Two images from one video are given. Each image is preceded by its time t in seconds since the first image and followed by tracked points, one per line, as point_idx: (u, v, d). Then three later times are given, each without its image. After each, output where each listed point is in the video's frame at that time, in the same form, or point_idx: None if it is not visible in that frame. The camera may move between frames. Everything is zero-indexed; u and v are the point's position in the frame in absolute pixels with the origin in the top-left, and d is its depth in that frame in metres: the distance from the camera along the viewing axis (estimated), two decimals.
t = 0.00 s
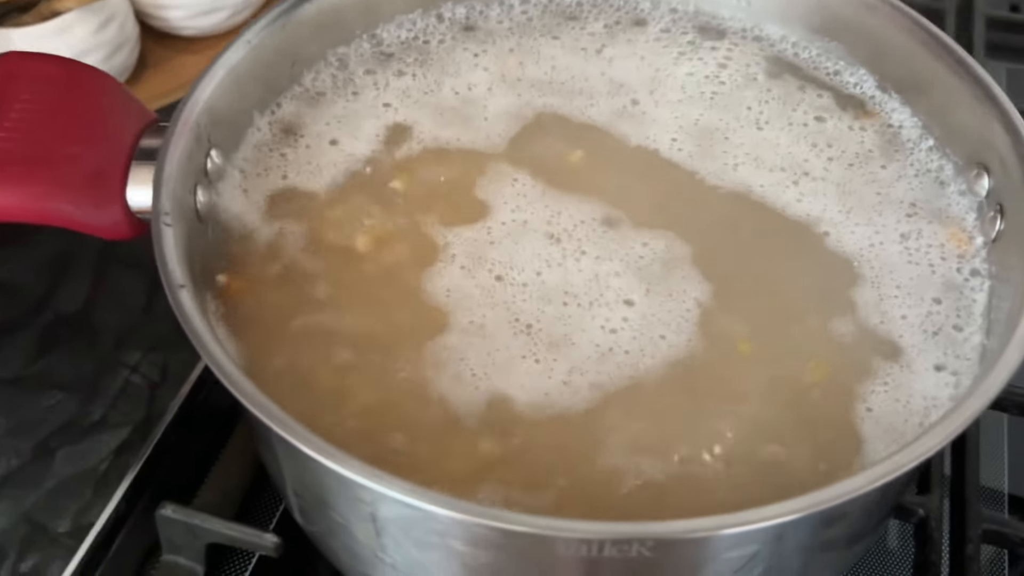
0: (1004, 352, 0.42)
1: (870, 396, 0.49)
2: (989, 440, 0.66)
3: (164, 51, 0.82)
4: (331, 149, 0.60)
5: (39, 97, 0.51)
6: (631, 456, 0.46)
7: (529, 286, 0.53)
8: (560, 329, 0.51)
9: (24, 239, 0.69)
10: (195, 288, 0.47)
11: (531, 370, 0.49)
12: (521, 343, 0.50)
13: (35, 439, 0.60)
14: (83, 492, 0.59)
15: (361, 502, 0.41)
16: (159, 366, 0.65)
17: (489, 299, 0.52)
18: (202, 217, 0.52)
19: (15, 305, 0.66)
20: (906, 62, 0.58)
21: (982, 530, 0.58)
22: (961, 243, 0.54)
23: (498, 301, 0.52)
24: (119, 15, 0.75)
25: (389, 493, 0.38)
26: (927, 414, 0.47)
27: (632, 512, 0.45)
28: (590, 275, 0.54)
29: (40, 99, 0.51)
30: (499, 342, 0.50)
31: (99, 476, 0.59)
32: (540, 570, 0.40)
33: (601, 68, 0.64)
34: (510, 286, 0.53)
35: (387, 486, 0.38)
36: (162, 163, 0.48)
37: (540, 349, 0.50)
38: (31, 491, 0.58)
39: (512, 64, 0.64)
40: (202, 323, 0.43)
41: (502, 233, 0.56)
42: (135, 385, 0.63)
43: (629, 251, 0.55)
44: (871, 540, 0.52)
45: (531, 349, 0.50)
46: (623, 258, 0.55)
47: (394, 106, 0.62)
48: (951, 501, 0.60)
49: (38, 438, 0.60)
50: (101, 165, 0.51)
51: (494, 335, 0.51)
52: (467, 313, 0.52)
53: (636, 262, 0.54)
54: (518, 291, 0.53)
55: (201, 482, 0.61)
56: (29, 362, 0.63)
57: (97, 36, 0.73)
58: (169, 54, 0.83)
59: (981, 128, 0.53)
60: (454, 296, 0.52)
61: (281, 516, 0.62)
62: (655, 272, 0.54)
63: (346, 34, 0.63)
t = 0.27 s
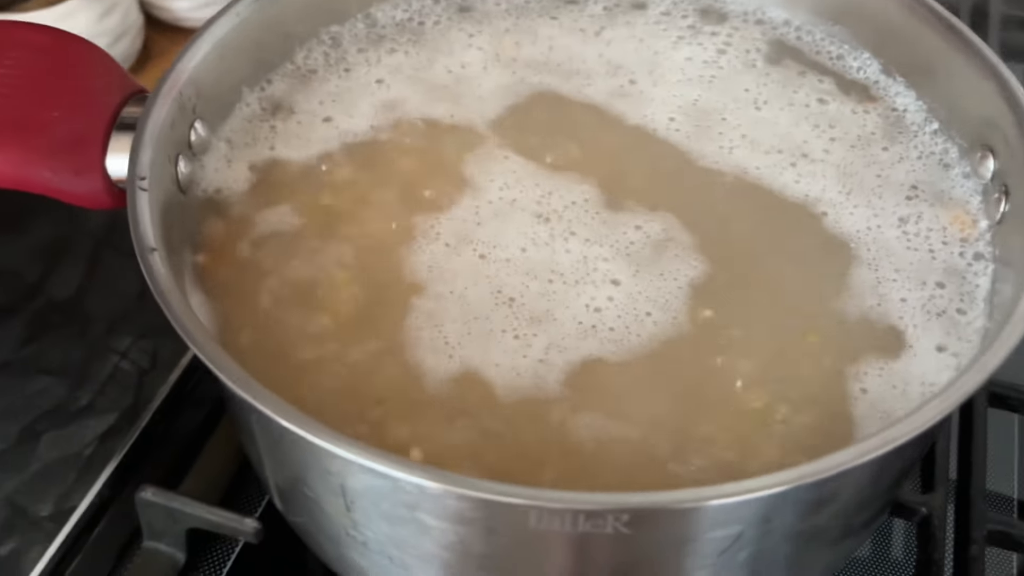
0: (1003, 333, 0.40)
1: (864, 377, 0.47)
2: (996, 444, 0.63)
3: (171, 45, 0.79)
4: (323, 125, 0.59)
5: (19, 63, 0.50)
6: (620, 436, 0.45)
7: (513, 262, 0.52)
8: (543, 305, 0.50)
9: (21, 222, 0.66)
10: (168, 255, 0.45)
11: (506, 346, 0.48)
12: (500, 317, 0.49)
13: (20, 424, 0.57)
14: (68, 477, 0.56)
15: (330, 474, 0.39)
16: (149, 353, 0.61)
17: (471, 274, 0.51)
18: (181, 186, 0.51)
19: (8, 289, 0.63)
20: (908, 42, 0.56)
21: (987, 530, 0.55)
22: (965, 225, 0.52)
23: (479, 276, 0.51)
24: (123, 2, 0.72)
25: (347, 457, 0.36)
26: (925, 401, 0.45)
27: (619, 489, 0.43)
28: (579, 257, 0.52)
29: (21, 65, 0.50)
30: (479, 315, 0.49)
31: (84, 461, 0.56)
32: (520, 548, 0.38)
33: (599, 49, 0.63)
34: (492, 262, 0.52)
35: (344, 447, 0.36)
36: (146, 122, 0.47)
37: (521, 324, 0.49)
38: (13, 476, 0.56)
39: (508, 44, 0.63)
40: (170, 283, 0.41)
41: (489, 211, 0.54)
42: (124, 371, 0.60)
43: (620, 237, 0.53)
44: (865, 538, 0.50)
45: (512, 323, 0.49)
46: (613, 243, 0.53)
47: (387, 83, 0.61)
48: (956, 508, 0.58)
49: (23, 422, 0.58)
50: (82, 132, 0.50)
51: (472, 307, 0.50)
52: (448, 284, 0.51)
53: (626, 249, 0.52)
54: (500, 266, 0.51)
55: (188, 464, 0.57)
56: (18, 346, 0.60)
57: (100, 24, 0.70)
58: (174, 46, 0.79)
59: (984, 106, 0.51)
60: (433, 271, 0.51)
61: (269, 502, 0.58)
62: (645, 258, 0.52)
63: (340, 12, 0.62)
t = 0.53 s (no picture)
0: None
1: (891, 377, 0.45)
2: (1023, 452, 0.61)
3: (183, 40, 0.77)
4: (332, 116, 0.57)
5: (25, 46, 0.49)
6: (636, 435, 0.43)
7: (530, 257, 0.50)
8: (560, 301, 0.48)
9: (28, 217, 0.65)
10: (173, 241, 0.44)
11: (520, 340, 0.47)
12: (515, 312, 0.48)
13: (23, 418, 0.56)
14: (69, 474, 0.54)
15: (336, 467, 0.38)
16: (155, 349, 0.60)
17: (485, 268, 0.50)
18: (189, 173, 0.50)
19: (13, 285, 0.62)
20: (936, 37, 0.54)
21: (1014, 542, 0.53)
22: (996, 224, 0.51)
23: (495, 272, 0.50)
24: None
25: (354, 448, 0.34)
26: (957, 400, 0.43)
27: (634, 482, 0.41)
28: (597, 252, 0.51)
29: (27, 48, 0.49)
30: (492, 309, 0.48)
31: (86, 457, 0.55)
32: (534, 546, 0.37)
33: (618, 41, 0.62)
34: (507, 257, 0.50)
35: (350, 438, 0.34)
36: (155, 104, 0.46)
37: (538, 318, 0.48)
38: (14, 471, 0.54)
39: (525, 36, 0.62)
40: (175, 268, 0.40)
41: (505, 204, 0.53)
42: (129, 367, 0.59)
43: (641, 230, 0.51)
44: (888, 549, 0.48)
45: (528, 318, 0.47)
46: (633, 238, 0.51)
47: (399, 74, 0.60)
48: (982, 519, 0.56)
49: (26, 417, 0.56)
50: (88, 117, 0.49)
51: (486, 301, 0.48)
52: (462, 275, 0.49)
53: (647, 243, 0.51)
54: (517, 261, 0.50)
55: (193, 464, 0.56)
56: (23, 340, 0.59)
57: (112, 18, 0.70)
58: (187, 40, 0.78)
59: (1016, 102, 0.49)
60: (448, 262, 0.50)
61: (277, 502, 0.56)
62: (667, 252, 0.50)
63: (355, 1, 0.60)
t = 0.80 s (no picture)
0: None
1: (904, 375, 0.44)
2: None
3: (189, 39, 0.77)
4: (337, 112, 0.57)
5: (30, 34, 0.49)
6: (642, 432, 0.42)
7: (539, 249, 0.50)
8: (565, 295, 0.48)
9: (34, 216, 0.64)
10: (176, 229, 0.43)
11: (524, 335, 0.46)
12: (518, 306, 0.47)
13: (24, 415, 0.55)
14: (69, 471, 0.53)
15: (337, 459, 0.37)
16: (158, 347, 0.59)
17: (492, 259, 0.49)
18: (193, 165, 0.49)
19: (15, 283, 0.60)
20: (949, 35, 0.53)
21: None
22: (1010, 224, 0.50)
23: (502, 264, 0.49)
24: None
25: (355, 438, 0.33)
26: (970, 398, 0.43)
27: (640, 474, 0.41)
28: (604, 247, 0.50)
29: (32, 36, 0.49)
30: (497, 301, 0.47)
31: (86, 456, 0.54)
32: (538, 541, 0.36)
33: (627, 40, 0.61)
34: (516, 248, 0.50)
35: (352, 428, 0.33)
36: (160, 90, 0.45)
37: (540, 313, 0.47)
38: (13, 469, 0.53)
39: (533, 34, 0.61)
40: (177, 256, 0.39)
41: (517, 197, 0.52)
42: (131, 365, 0.58)
43: (650, 226, 0.51)
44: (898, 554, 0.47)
45: (529, 311, 0.47)
46: (642, 233, 0.51)
47: (406, 71, 0.59)
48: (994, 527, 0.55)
49: (26, 414, 0.55)
50: (92, 106, 0.49)
51: (491, 297, 0.47)
52: (469, 265, 0.49)
53: (656, 238, 0.50)
54: (524, 254, 0.49)
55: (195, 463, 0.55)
56: (25, 338, 0.58)
57: (120, 17, 0.69)
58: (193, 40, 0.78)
59: None
60: (455, 252, 0.50)
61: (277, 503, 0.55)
62: (676, 251, 0.50)
63: None
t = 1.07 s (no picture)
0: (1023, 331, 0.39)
1: (879, 380, 0.45)
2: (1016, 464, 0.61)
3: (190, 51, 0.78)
4: (331, 119, 0.58)
5: (32, 46, 0.51)
6: (622, 434, 0.43)
7: (523, 259, 0.51)
8: (547, 300, 0.49)
9: (33, 226, 0.65)
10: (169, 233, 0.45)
11: (505, 338, 0.47)
12: (501, 309, 0.48)
13: (22, 418, 0.56)
14: (66, 473, 0.54)
15: (321, 456, 0.38)
16: (154, 353, 0.60)
17: (478, 264, 0.50)
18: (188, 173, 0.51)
19: (16, 287, 0.62)
20: (929, 48, 0.55)
21: (1005, 551, 0.53)
22: (983, 233, 0.51)
23: (486, 269, 0.50)
24: (145, 10, 0.72)
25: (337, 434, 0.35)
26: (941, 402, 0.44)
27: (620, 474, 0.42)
28: (590, 256, 0.51)
29: (33, 48, 0.51)
30: (480, 305, 0.48)
31: (82, 458, 0.54)
32: (517, 537, 0.37)
33: (616, 52, 0.63)
34: (502, 256, 0.51)
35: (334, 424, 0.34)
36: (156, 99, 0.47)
37: (521, 317, 0.48)
38: (11, 470, 0.54)
39: (524, 46, 0.63)
40: (167, 258, 0.41)
41: (504, 206, 0.53)
42: (128, 370, 0.59)
43: (634, 237, 0.52)
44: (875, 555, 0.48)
45: (511, 315, 0.48)
46: (628, 243, 0.52)
47: (400, 80, 0.61)
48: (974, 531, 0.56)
49: (25, 417, 0.56)
50: (91, 114, 0.50)
51: (474, 300, 0.49)
52: (455, 271, 0.50)
53: (640, 249, 0.51)
54: (509, 261, 0.50)
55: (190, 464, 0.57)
56: (24, 343, 0.59)
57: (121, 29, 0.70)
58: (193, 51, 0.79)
59: (1006, 113, 0.50)
60: (443, 258, 0.51)
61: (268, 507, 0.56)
62: (660, 260, 0.51)
63: (357, 10, 0.61)
